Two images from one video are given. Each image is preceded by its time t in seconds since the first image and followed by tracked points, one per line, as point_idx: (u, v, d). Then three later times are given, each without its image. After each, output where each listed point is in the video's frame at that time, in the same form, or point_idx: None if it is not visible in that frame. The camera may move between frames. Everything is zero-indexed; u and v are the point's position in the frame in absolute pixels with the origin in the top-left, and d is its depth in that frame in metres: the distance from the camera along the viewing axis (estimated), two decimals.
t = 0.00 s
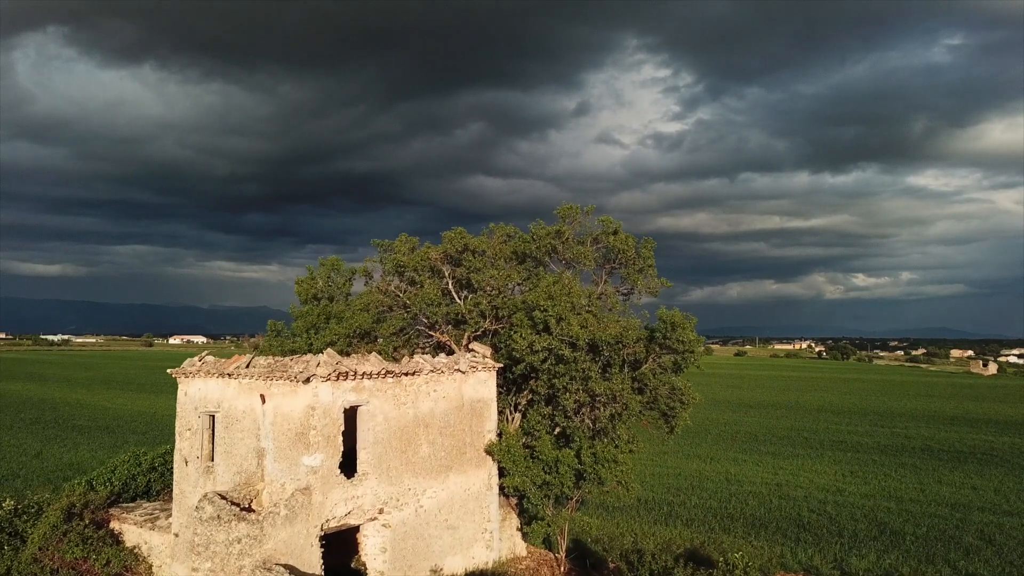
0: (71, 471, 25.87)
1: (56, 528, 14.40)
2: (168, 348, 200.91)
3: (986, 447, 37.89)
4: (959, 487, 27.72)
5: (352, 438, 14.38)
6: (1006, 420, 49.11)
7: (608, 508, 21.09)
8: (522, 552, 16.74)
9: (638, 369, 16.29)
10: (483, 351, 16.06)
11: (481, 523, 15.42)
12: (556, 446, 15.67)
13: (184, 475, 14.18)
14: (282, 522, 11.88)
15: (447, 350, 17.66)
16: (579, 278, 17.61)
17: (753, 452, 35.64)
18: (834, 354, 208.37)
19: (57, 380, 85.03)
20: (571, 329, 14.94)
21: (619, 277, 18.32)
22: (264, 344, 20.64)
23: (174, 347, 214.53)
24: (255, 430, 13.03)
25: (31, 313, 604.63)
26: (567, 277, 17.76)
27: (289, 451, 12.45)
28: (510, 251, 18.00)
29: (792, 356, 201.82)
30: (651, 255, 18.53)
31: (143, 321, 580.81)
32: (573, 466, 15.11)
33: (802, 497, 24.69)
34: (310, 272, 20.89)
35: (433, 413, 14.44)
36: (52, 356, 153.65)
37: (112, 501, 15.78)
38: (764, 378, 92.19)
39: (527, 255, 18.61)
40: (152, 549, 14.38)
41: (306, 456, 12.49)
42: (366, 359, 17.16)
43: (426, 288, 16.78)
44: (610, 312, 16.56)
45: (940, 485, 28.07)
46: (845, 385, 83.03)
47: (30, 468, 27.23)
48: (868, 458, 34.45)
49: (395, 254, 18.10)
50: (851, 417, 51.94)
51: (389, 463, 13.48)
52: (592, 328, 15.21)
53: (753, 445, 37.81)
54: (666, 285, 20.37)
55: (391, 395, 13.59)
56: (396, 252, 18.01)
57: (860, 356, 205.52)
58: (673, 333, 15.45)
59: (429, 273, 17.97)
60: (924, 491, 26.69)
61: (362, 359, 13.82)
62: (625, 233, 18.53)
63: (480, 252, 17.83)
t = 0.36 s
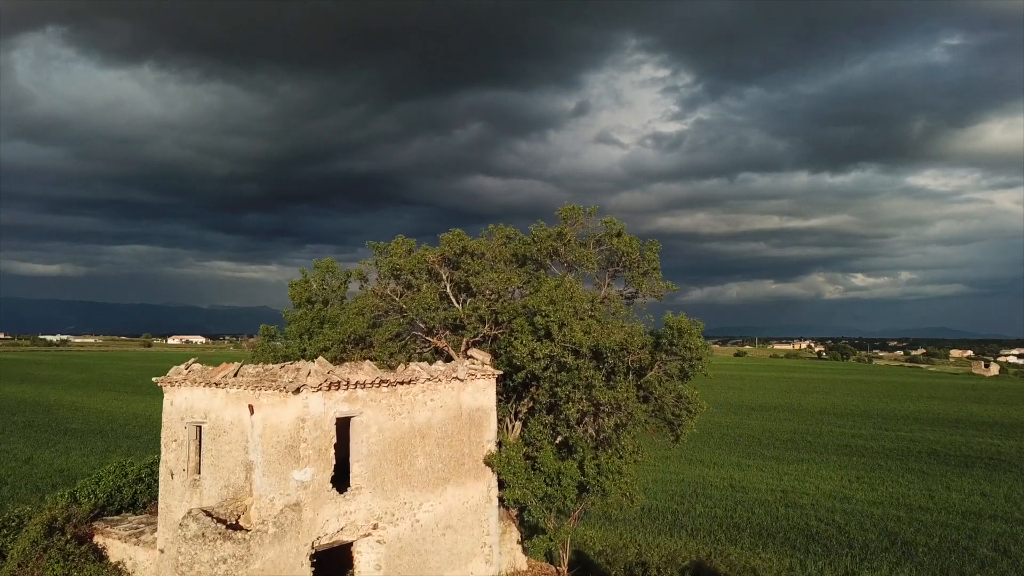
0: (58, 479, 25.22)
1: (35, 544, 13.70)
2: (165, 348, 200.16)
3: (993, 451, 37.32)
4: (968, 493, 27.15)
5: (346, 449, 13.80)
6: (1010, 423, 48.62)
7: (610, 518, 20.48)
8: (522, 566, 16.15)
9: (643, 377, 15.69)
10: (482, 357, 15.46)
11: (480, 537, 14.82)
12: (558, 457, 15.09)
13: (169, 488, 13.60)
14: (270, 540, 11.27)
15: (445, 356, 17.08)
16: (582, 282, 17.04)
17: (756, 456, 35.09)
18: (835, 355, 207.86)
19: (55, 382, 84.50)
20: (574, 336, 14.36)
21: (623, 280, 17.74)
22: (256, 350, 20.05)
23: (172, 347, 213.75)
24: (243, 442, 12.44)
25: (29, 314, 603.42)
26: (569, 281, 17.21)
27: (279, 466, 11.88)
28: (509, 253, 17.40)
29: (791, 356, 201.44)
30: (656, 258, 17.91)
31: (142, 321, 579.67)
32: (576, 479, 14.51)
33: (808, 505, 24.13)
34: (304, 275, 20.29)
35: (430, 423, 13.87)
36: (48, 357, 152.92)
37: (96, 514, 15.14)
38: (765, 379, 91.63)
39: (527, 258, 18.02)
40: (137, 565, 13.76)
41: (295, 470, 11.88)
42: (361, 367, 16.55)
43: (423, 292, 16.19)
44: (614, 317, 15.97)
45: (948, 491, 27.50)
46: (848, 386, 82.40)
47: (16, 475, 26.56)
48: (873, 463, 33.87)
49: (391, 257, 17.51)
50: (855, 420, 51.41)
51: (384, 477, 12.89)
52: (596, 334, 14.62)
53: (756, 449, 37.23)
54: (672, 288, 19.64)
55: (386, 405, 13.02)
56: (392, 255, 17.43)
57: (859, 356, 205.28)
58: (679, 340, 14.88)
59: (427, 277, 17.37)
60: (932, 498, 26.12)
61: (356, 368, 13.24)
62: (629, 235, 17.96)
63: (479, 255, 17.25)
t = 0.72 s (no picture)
0: (46, 489, 24.54)
1: (14, 564, 12.98)
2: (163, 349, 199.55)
3: (1001, 456, 36.79)
4: (978, 502, 26.58)
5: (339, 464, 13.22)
6: (1015, 427, 48.16)
7: (614, 531, 19.90)
8: None
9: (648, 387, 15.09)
10: (481, 368, 14.87)
11: (478, 555, 14.22)
12: (561, 472, 14.50)
13: (153, 507, 12.99)
14: (257, 565, 10.61)
15: (443, 366, 16.50)
16: (585, 288, 16.42)
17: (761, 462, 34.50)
18: (835, 355, 207.47)
19: (50, 384, 83.82)
20: (577, 346, 13.77)
21: (627, 286, 17.13)
22: (248, 358, 19.46)
23: (170, 348, 212.91)
24: (230, 460, 11.83)
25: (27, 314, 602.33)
26: (571, 287, 16.58)
27: (267, 484, 11.28)
28: (509, 258, 16.79)
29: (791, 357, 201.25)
30: (662, 263, 17.28)
31: (141, 321, 578.84)
32: (579, 495, 13.94)
33: (816, 515, 23.56)
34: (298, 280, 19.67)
35: (427, 437, 13.29)
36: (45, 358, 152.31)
37: (78, 533, 14.50)
38: (766, 381, 91.07)
39: (528, 263, 17.41)
40: None
41: (284, 489, 11.25)
42: (355, 377, 15.95)
43: (420, 299, 15.59)
44: (618, 325, 15.37)
45: (957, 499, 26.95)
46: (850, 388, 81.82)
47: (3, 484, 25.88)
48: (880, 469, 33.30)
49: (387, 263, 16.91)
50: (859, 423, 50.87)
51: (378, 494, 12.30)
52: (600, 344, 14.03)
53: (760, 454, 36.67)
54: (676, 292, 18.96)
55: (380, 420, 12.43)
56: (388, 260, 16.83)
57: (859, 356, 205.16)
58: (686, 350, 14.31)
59: (423, 283, 16.76)
60: (943, 507, 25.55)
61: (348, 380, 12.65)
62: (633, 239, 17.33)
63: (478, 260, 16.65)
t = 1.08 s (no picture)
0: (33, 501, 23.92)
1: None
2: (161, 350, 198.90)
3: (1008, 463, 36.23)
4: (988, 513, 25.99)
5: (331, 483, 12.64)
6: (1020, 432, 47.63)
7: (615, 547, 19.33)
8: None
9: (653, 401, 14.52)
10: (479, 382, 14.28)
11: None
12: (563, 491, 13.93)
13: (136, 529, 12.41)
14: None
15: (440, 378, 15.92)
16: (588, 298, 15.83)
17: (764, 469, 33.92)
18: (834, 355, 207.08)
19: (47, 386, 83.29)
20: (580, 359, 13.19)
21: (631, 295, 16.54)
22: (239, 368, 18.88)
23: (168, 348, 212.21)
24: (215, 482, 11.23)
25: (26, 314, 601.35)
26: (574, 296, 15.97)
27: (253, 510, 10.70)
28: (509, 266, 16.14)
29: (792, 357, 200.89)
30: (667, 271, 16.68)
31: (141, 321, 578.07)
32: (582, 515, 13.36)
33: (823, 527, 23.01)
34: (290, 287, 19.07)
35: (423, 456, 12.70)
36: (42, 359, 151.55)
37: (58, 556, 13.95)
38: (766, 382, 90.51)
39: (528, 270, 16.79)
40: None
41: (272, 514, 10.67)
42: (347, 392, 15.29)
43: (416, 309, 15.00)
44: (622, 337, 14.79)
45: (966, 510, 26.39)
46: (851, 390, 81.24)
47: None
48: (885, 477, 32.76)
49: (381, 271, 16.29)
50: (862, 428, 50.33)
51: (371, 517, 11.71)
52: (604, 357, 13.46)
53: (763, 461, 36.11)
54: (682, 302, 18.11)
55: (374, 439, 11.84)
56: (383, 268, 16.23)
57: (860, 357, 204.74)
58: (694, 363, 13.73)
59: (420, 292, 16.15)
60: (952, 518, 24.97)
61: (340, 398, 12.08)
62: (637, 247, 16.76)
63: (477, 268, 16.03)
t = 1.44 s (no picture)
0: (21, 516, 23.31)
1: None
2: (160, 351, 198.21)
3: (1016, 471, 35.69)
4: (998, 525, 25.45)
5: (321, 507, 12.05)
6: None
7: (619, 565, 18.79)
8: None
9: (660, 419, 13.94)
10: (477, 399, 13.70)
11: None
12: (565, 514, 13.36)
13: (116, 557, 11.83)
14: None
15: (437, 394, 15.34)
16: (591, 310, 15.26)
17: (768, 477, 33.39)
18: (833, 356, 206.58)
19: (41, 389, 82.65)
20: (583, 377, 12.63)
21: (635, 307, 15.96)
22: (229, 380, 18.34)
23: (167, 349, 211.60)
24: (197, 510, 10.64)
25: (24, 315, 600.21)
26: (576, 308, 15.40)
27: (237, 540, 10.11)
28: (508, 277, 15.56)
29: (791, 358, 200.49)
30: (673, 282, 16.11)
31: (138, 322, 576.63)
32: (584, 540, 12.80)
33: (831, 541, 22.44)
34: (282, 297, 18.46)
35: (418, 479, 12.10)
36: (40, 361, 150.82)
37: None
38: (766, 385, 89.97)
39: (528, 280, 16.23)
40: None
41: (257, 545, 10.08)
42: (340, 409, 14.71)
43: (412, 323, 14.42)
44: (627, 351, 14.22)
45: (976, 521, 25.85)
46: (852, 393, 80.67)
47: None
48: (891, 486, 32.24)
49: (376, 282, 15.69)
50: (866, 433, 49.83)
51: (363, 546, 11.12)
52: (608, 374, 12.90)
53: (766, 468, 35.59)
54: (690, 316, 17.12)
55: (366, 463, 11.24)
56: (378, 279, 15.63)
57: (859, 358, 204.56)
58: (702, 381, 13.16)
59: (415, 304, 15.56)
60: (962, 531, 24.42)
61: (331, 420, 11.49)
62: (641, 256, 16.22)
63: (475, 279, 15.45)
